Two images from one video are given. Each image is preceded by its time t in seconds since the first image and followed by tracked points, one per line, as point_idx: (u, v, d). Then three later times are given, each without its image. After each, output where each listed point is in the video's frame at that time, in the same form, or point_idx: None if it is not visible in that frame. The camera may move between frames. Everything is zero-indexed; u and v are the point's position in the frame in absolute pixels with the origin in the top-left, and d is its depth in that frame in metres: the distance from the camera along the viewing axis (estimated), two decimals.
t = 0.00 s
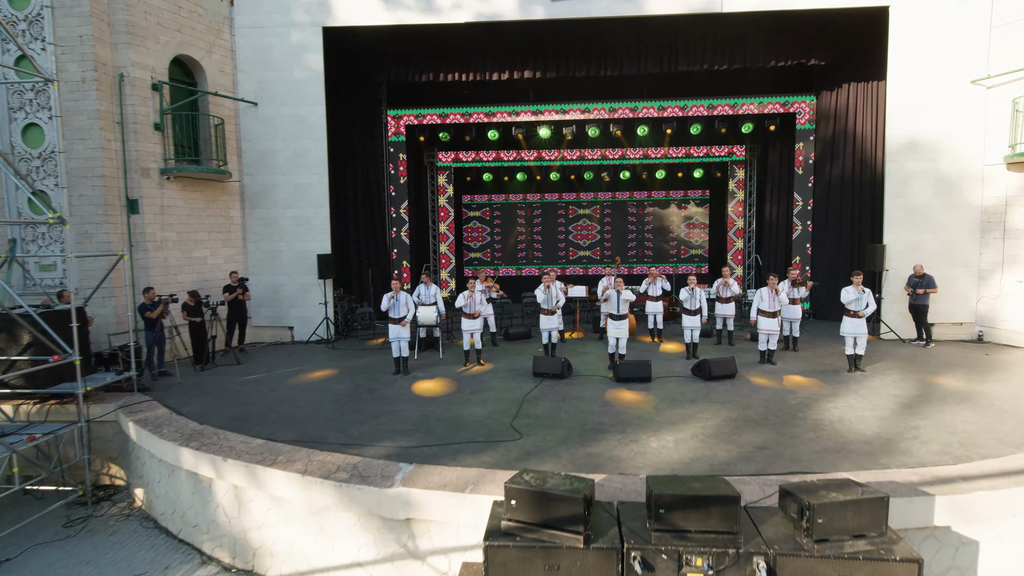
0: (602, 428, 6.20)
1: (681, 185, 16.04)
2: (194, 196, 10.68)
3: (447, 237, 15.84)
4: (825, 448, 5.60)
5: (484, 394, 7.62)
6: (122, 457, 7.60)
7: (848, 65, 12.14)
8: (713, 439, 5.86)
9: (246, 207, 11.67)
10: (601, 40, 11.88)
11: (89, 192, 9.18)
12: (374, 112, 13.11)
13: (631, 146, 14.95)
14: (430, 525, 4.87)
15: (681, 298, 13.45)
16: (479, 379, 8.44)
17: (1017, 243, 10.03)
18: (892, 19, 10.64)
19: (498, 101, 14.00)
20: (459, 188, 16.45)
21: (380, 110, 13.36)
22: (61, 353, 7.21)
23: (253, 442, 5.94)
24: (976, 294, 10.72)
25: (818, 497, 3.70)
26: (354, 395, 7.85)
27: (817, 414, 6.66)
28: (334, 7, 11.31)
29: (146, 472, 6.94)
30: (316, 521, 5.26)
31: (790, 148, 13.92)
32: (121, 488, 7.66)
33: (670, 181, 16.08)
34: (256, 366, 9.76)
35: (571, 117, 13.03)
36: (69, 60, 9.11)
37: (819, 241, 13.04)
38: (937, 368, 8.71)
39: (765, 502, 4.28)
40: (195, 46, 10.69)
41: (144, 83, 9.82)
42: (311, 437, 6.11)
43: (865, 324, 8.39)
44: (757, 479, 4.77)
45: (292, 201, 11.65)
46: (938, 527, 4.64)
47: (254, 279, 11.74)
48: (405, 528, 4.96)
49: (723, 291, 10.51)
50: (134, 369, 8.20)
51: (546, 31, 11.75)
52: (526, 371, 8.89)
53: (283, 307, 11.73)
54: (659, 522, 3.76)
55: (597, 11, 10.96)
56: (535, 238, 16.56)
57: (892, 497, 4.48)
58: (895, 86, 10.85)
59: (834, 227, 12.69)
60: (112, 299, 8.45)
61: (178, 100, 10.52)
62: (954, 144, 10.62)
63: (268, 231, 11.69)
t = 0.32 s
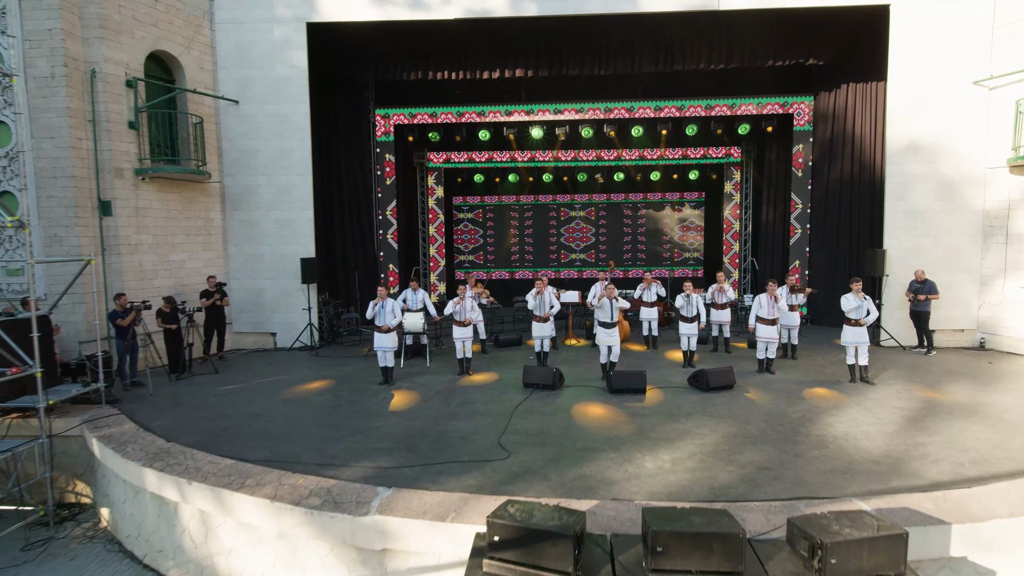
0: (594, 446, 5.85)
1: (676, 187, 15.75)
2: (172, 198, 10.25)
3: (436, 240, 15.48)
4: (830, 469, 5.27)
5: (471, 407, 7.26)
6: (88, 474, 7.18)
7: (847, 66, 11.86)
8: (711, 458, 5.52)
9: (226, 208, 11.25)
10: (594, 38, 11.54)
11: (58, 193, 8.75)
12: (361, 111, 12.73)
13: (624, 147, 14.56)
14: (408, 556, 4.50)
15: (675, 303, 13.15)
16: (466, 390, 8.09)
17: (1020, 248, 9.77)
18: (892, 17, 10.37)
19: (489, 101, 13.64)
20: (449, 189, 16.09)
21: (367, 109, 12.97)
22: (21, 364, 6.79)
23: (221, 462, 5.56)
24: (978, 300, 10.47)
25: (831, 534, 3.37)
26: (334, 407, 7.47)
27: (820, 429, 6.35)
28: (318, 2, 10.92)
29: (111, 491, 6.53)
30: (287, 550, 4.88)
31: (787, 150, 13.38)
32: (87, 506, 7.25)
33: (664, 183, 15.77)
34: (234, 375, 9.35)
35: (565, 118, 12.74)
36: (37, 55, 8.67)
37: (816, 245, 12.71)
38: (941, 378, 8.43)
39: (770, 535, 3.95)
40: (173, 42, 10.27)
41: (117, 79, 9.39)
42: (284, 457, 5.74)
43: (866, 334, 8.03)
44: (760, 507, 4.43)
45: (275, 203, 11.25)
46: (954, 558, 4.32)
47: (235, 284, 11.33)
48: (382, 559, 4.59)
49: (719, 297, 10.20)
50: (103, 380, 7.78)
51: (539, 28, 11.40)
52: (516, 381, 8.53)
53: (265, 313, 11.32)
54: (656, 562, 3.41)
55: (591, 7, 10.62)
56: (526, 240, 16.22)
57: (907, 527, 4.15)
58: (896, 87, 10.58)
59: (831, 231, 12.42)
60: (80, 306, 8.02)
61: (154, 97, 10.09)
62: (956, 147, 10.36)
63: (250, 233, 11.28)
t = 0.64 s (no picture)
0: (587, 465, 5.51)
1: (669, 189, 15.47)
2: (146, 201, 9.81)
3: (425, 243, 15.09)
4: (838, 489, 4.95)
5: (458, 421, 6.90)
6: (50, 495, 6.74)
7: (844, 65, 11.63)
8: (712, 478, 5.19)
9: (204, 212, 10.82)
10: (587, 36, 11.22)
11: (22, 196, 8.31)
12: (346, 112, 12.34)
13: (617, 148, 14.32)
14: None
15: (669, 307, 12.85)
16: (453, 402, 7.73)
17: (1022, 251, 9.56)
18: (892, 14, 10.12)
19: (479, 100, 13.29)
20: (438, 191, 15.72)
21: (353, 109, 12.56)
22: None
23: (187, 487, 5.16)
24: (978, 304, 10.24)
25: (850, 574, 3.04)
26: (314, 422, 7.08)
27: (824, 444, 6.04)
28: None
29: (72, 516, 6.09)
30: None
31: (783, 152, 13.37)
32: (50, 529, 6.82)
33: (657, 185, 15.47)
34: (211, 386, 8.93)
35: (557, 117, 12.39)
36: None
37: (814, 248, 12.44)
38: (944, 387, 8.17)
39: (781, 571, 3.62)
40: (147, 38, 9.83)
41: (86, 76, 8.94)
42: (255, 480, 5.34)
43: (869, 341, 7.76)
44: (766, 535, 4.11)
45: (255, 205, 10.83)
46: None
47: (214, 290, 10.90)
48: None
49: (714, 302, 9.97)
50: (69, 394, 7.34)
51: (530, 25, 11.06)
52: (505, 392, 8.18)
53: (245, 319, 10.90)
54: None
55: (582, 4, 10.29)
56: (517, 243, 15.87)
57: (926, 559, 3.83)
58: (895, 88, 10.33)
59: (828, 234, 12.16)
60: (44, 315, 7.58)
61: (127, 96, 9.65)
62: (956, 148, 10.12)
63: (228, 237, 10.85)
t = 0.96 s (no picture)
0: (578, 486, 5.17)
1: (662, 190, 15.18)
2: (117, 201, 9.35)
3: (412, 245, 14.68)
4: (846, 513, 4.65)
5: (443, 436, 6.54)
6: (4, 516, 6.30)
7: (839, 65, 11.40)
8: (711, 500, 4.88)
9: (180, 213, 10.38)
10: (579, 33, 10.90)
11: None
12: (329, 110, 11.91)
13: (609, 148, 14.00)
14: None
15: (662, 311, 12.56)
16: (438, 414, 7.37)
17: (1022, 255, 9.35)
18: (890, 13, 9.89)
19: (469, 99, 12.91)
20: (426, 192, 15.32)
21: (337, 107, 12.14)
22: None
23: (146, 513, 4.76)
24: (976, 309, 10.03)
25: None
26: (290, 436, 6.69)
27: (826, 460, 5.75)
28: None
29: (25, 541, 5.66)
30: None
31: (777, 152, 13.29)
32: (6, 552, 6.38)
33: (650, 186, 15.19)
34: (184, 397, 8.50)
35: (550, 117, 12.04)
36: None
37: (808, 252, 12.21)
38: (946, 396, 7.93)
39: None
40: (118, 31, 9.38)
41: (52, 70, 8.47)
42: (222, 504, 4.95)
43: (870, 350, 7.50)
44: (774, 569, 3.79)
45: (234, 206, 10.40)
46: None
47: (190, 294, 10.45)
48: None
49: (709, 308, 9.66)
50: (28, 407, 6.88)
51: (520, 22, 10.72)
52: (493, 403, 7.83)
53: (223, 325, 10.47)
54: None
55: None
56: (506, 245, 15.52)
57: None
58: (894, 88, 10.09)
59: (824, 237, 11.92)
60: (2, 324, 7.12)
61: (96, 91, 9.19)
62: (954, 150, 9.91)
63: (205, 240, 10.41)
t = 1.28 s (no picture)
0: (572, 507, 4.84)
1: (653, 191, 14.93)
2: (85, 204, 8.89)
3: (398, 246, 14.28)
4: (857, 535, 4.36)
5: (428, 451, 6.19)
6: None
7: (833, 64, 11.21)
8: (714, 522, 4.57)
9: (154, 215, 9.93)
10: (569, 29, 10.59)
11: None
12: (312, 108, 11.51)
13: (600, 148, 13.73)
14: None
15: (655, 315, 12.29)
16: (423, 427, 7.02)
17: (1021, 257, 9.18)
18: (886, 11, 9.68)
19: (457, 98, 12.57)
20: (413, 193, 14.93)
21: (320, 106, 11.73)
22: None
23: (102, 545, 4.36)
24: (974, 312, 9.85)
25: None
26: (265, 453, 6.31)
27: (833, 475, 5.47)
28: None
29: None
30: None
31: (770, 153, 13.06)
32: None
33: (641, 186, 14.92)
34: (156, 409, 8.07)
35: (540, 116, 11.72)
36: None
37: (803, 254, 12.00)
38: (948, 402, 7.72)
39: None
40: (86, 24, 8.93)
41: (13, 65, 7.99)
42: (187, 532, 4.56)
43: (872, 356, 7.24)
44: None
45: (210, 208, 9.98)
46: None
47: (165, 300, 10.01)
48: None
49: (705, 313, 9.36)
50: None
51: (509, 18, 10.39)
52: (482, 413, 7.50)
53: (200, 332, 10.04)
54: None
55: None
56: (495, 246, 15.17)
57: None
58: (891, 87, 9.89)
59: (820, 239, 11.70)
60: None
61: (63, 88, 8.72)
62: (952, 150, 9.72)
63: (180, 243, 9.97)
